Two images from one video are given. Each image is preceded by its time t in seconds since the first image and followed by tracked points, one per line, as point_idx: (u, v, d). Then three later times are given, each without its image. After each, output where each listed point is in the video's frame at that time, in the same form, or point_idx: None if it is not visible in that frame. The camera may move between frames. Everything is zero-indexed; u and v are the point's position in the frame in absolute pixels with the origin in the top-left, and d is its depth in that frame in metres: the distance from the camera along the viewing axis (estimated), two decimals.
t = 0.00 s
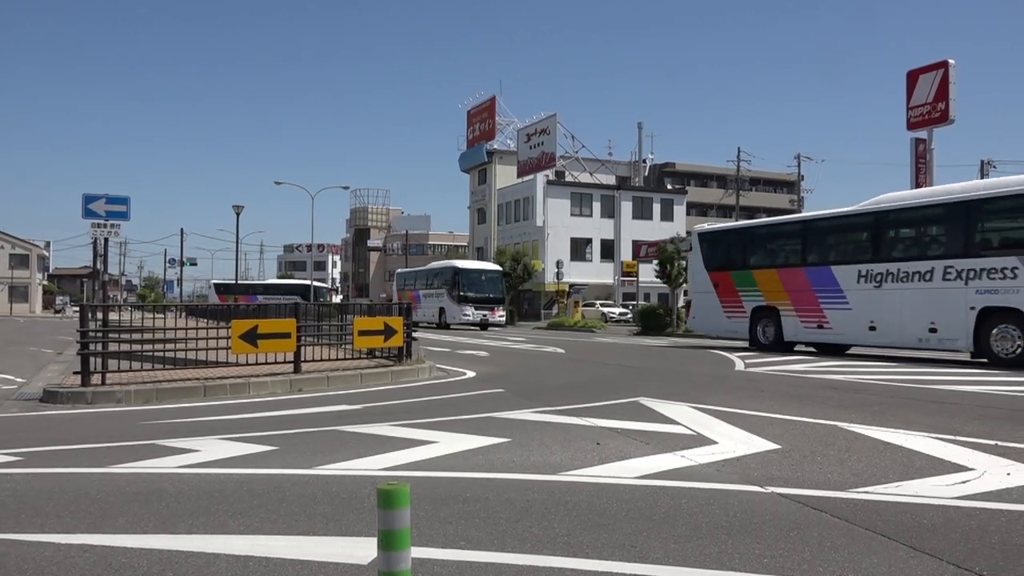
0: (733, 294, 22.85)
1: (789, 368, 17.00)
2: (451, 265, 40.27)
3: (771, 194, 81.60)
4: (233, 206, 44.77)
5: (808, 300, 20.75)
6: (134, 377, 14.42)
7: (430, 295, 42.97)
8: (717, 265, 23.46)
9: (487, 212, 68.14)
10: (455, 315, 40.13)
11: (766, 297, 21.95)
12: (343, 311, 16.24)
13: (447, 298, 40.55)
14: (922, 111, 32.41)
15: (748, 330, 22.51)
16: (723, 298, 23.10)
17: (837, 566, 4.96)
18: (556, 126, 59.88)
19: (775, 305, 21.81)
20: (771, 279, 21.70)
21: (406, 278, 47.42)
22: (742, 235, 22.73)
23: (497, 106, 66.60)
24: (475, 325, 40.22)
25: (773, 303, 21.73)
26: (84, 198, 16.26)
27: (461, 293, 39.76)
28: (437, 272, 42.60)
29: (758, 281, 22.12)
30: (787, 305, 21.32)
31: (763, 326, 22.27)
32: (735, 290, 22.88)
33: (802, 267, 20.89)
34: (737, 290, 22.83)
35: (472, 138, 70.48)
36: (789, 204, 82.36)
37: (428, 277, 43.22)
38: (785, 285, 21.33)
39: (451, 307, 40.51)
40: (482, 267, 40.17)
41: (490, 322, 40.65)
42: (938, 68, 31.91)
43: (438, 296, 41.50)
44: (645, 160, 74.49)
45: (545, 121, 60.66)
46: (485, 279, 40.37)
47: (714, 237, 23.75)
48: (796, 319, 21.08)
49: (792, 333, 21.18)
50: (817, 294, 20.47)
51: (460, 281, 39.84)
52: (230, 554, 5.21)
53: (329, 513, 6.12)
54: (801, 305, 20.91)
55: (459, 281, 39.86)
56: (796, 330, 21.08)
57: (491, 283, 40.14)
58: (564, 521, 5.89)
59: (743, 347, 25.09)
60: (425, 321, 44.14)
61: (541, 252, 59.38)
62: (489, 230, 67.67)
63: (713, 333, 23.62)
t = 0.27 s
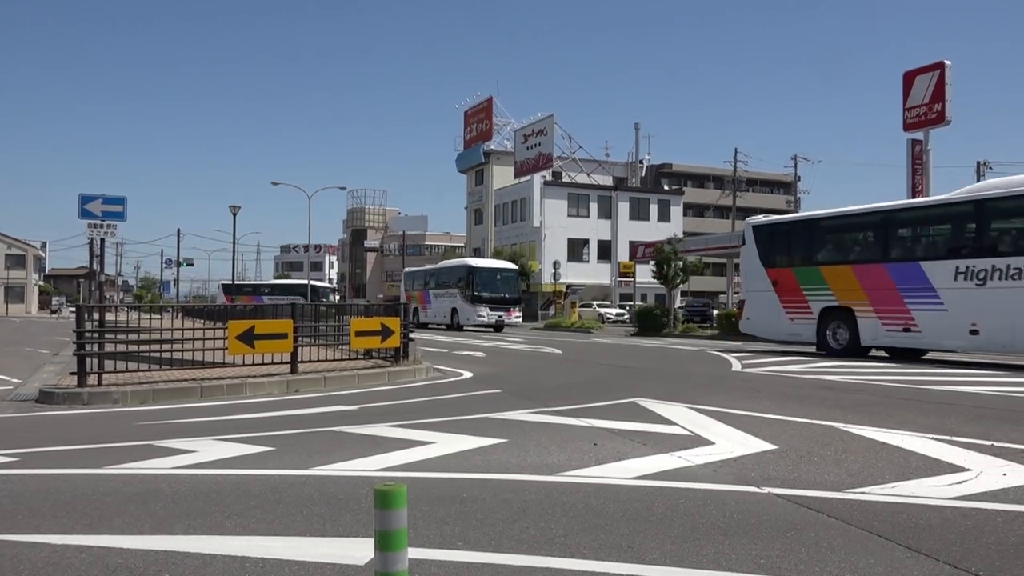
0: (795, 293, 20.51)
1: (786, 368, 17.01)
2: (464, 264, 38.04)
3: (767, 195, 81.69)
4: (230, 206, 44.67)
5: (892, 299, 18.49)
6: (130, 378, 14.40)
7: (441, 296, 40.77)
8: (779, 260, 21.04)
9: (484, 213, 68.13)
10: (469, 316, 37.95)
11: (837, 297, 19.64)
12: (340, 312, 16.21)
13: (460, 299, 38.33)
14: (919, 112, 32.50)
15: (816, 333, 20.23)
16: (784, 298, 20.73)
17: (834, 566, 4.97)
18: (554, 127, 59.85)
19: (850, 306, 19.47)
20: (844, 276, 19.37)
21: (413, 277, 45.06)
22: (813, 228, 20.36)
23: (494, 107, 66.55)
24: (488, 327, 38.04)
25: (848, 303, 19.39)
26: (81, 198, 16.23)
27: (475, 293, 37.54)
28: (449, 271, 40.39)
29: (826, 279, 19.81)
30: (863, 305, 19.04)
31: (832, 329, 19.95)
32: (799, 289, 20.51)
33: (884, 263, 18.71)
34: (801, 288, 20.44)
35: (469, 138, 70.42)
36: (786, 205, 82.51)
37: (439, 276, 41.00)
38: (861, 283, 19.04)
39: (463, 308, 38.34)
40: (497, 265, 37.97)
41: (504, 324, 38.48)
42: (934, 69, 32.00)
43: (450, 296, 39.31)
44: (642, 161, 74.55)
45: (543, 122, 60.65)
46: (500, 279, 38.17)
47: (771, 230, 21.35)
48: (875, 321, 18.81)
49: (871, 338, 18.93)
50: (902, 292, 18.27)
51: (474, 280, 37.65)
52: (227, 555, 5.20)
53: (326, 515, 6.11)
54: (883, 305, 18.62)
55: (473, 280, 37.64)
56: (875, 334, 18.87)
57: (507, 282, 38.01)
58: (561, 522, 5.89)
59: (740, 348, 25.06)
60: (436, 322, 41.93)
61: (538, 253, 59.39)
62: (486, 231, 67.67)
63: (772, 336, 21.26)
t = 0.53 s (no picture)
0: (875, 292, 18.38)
1: (784, 369, 17.00)
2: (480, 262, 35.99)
3: (766, 196, 81.76)
4: (228, 207, 44.67)
5: (1001, 300, 16.19)
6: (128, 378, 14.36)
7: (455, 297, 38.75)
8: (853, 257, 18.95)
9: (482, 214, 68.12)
10: (486, 317, 35.85)
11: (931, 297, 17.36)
12: (338, 313, 16.19)
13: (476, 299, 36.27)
14: (917, 113, 32.55)
15: (905, 338, 17.93)
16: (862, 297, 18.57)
17: (832, 567, 4.98)
18: (552, 128, 59.85)
19: (946, 306, 17.19)
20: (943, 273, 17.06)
21: (425, 277, 43.12)
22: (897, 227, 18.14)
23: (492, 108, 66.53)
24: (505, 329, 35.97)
25: (946, 302, 17.06)
26: (78, 199, 16.21)
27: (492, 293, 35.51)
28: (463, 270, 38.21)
29: (918, 276, 17.55)
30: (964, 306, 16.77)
31: (924, 333, 17.70)
32: (881, 287, 18.28)
33: (989, 259, 16.40)
34: (886, 285, 18.14)
35: (467, 139, 70.41)
36: (784, 205, 82.62)
37: (453, 274, 39.02)
38: (963, 280, 16.75)
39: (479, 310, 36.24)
40: (514, 263, 35.94)
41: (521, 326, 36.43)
42: (931, 71, 32.04)
43: (465, 297, 37.30)
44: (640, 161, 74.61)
45: (541, 123, 60.66)
46: (518, 278, 36.12)
47: (848, 222, 19.07)
48: (981, 324, 16.48)
49: (976, 344, 16.63)
50: (1015, 291, 15.98)
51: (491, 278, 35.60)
52: (225, 556, 5.19)
53: (324, 516, 6.10)
54: (991, 307, 16.32)
55: (490, 279, 35.59)
56: (979, 340, 16.58)
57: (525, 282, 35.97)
58: (558, 523, 5.89)
59: (738, 348, 25.07)
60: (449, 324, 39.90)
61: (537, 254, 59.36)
62: (484, 232, 67.66)
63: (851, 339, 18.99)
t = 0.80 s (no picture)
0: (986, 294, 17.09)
1: (783, 370, 17.00)
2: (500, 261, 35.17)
3: (764, 197, 81.83)
4: (226, 207, 44.70)
5: None
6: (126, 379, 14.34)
7: (472, 297, 37.84)
8: (942, 254, 17.73)
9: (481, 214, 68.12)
10: (506, 319, 34.97)
11: None
12: (336, 314, 16.19)
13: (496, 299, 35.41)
14: (915, 114, 32.58)
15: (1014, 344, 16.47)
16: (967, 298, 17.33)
17: (829, 568, 4.98)
18: (550, 128, 59.89)
19: None
20: None
21: (439, 276, 42.22)
22: (978, 214, 17.14)
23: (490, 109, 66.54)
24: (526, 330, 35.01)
25: None
26: (76, 199, 16.21)
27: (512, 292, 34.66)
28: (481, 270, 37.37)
29: None
30: None
31: None
32: (990, 289, 17.02)
33: None
34: (994, 285, 16.93)
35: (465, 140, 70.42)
36: (783, 207, 82.66)
37: (470, 272, 38.11)
38: None
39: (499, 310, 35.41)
40: (535, 262, 35.17)
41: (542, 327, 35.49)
42: (929, 72, 32.05)
43: (484, 297, 36.41)
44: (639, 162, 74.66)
45: (539, 124, 60.65)
46: (539, 278, 35.31)
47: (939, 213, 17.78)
48: None
49: None
50: None
51: (511, 278, 34.77)
52: (223, 557, 5.20)
53: (322, 516, 6.10)
54: None
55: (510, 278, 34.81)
56: None
57: (547, 281, 35.15)
58: (557, 524, 5.90)
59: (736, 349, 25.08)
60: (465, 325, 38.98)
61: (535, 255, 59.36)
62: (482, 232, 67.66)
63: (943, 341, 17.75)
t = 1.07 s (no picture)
0: None
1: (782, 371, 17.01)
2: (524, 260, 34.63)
3: (762, 198, 81.90)
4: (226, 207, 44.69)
5: None
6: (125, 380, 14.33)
7: (493, 298, 37.15)
8: None
9: (479, 215, 68.12)
10: (530, 320, 34.31)
11: None
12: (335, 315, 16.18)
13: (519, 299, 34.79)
14: (913, 115, 32.63)
15: None
16: None
17: (828, 569, 4.99)
18: (549, 130, 59.92)
19: None
20: None
21: (455, 276, 41.40)
22: None
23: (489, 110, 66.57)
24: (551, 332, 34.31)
25: None
26: (75, 200, 16.20)
27: (536, 292, 34.07)
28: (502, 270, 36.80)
29: None
30: None
31: None
32: None
33: None
34: None
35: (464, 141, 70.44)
36: (781, 208, 82.73)
37: (491, 272, 37.40)
38: None
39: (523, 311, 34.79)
40: (559, 261, 34.67)
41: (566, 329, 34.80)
42: (928, 73, 32.07)
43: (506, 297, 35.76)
44: (637, 164, 74.71)
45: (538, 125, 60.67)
46: (562, 278, 34.75)
47: None
48: None
49: None
50: None
51: (535, 277, 34.18)
52: (221, 558, 5.19)
53: (321, 518, 6.09)
54: None
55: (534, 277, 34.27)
56: None
57: (572, 281, 34.63)
58: (555, 525, 5.90)
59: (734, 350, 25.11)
60: (484, 326, 38.22)
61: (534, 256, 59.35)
62: (480, 233, 67.65)
63: None
